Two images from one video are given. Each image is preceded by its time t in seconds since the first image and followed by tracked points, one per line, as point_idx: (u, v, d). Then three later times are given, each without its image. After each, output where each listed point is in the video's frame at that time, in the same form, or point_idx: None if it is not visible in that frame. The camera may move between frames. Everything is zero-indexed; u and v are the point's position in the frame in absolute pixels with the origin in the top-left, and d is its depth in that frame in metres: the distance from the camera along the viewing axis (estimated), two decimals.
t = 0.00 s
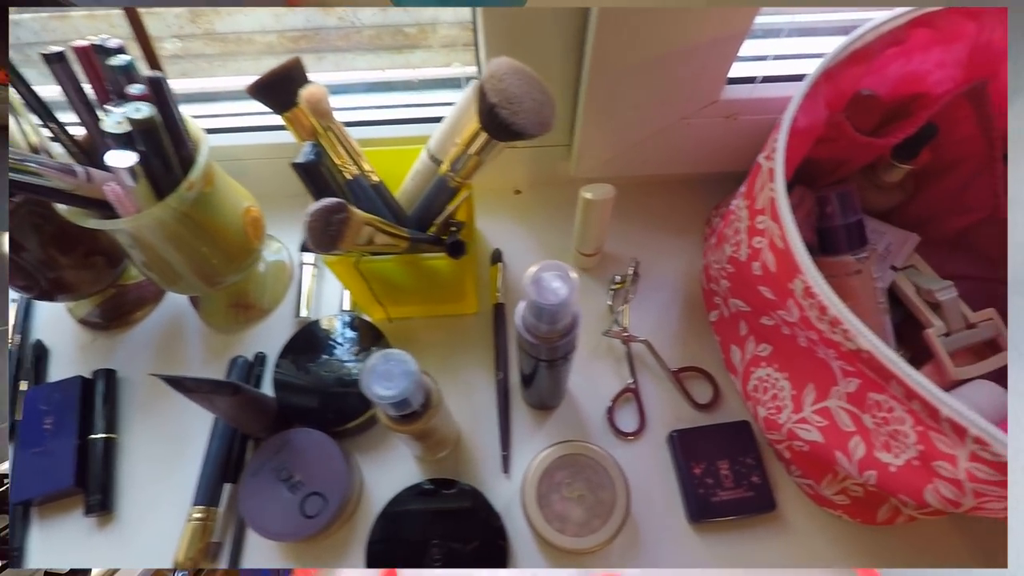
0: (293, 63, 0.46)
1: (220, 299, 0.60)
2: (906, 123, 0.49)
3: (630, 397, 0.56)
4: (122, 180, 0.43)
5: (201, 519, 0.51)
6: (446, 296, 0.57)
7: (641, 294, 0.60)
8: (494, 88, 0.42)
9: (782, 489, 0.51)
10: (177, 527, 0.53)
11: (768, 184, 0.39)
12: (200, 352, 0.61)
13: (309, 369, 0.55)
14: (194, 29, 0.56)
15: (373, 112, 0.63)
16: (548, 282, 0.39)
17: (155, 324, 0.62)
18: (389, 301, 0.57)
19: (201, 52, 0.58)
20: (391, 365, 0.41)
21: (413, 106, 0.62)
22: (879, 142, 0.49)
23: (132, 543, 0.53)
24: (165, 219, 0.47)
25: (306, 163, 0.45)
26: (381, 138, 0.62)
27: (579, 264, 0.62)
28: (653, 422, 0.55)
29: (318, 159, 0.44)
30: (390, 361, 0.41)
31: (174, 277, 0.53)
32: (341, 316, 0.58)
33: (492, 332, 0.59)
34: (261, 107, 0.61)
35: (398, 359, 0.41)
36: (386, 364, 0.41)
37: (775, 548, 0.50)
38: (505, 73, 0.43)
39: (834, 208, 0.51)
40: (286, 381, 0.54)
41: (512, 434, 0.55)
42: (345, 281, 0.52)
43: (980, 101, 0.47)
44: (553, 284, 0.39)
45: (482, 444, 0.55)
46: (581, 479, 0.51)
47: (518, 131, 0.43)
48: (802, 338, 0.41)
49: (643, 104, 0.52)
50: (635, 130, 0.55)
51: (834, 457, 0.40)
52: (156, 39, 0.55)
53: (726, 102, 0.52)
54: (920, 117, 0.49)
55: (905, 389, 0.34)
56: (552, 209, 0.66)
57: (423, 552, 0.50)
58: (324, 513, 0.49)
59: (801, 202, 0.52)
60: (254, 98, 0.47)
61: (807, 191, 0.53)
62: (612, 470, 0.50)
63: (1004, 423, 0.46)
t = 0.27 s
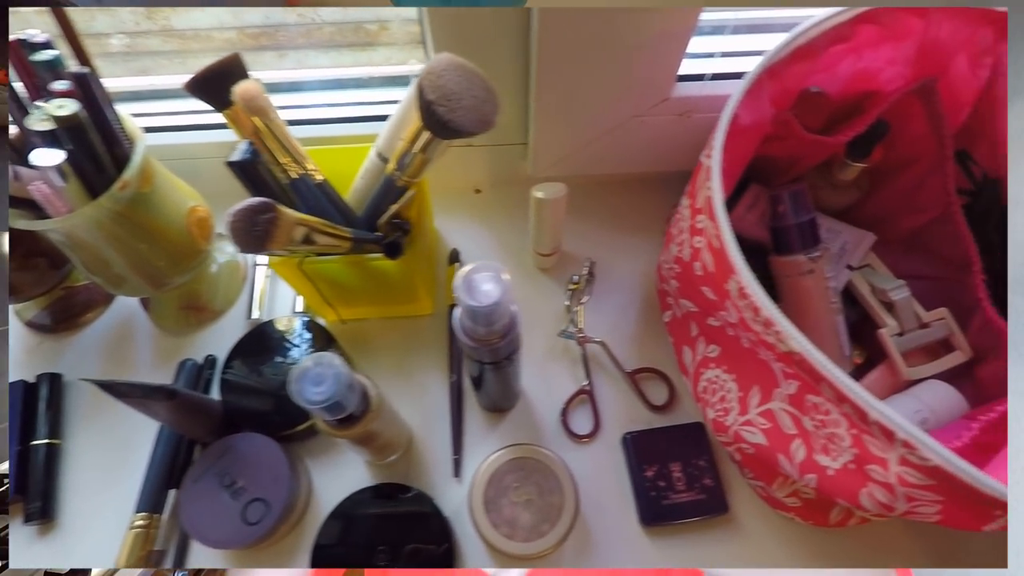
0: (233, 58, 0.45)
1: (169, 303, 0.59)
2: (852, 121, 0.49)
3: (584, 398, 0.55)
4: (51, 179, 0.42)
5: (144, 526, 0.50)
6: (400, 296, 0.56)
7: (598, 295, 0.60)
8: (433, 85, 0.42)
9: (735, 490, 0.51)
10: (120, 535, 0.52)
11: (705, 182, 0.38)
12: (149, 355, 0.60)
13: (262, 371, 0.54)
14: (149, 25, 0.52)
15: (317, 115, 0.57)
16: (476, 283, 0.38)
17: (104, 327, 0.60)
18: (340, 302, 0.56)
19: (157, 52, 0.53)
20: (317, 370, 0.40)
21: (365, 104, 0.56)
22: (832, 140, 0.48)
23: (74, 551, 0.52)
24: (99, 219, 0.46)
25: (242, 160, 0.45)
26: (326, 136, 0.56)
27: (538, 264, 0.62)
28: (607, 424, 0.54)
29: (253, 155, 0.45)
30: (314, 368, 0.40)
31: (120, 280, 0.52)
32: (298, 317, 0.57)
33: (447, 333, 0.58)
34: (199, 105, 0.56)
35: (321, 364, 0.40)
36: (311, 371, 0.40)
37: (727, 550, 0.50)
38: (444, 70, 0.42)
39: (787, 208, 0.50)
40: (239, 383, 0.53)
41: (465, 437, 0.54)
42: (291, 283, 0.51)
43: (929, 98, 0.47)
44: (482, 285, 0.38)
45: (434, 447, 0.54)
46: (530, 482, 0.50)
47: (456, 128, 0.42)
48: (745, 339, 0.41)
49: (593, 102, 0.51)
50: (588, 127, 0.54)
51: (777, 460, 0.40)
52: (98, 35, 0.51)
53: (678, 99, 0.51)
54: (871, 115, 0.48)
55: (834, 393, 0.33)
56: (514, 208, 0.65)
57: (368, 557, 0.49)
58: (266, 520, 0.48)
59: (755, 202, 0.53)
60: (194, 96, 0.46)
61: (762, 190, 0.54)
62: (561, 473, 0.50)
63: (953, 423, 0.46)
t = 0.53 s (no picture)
0: (164, 60, 0.44)
1: (116, 308, 0.57)
2: (795, 117, 0.48)
3: (537, 401, 0.55)
4: None
5: (82, 539, 0.48)
6: (350, 298, 0.55)
7: (553, 295, 0.59)
8: (363, 85, 0.41)
9: (686, 491, 0.50)
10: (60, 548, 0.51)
11: (634, 180, 0.37)
12: (95, 364, 0.58)
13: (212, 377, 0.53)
14: (98, 25, 0.48)
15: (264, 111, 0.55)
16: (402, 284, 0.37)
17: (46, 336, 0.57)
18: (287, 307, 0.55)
19: (113, 55, 0.49)
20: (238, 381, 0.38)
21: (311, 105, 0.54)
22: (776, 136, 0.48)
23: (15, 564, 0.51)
24: (27, 223, 0.45)
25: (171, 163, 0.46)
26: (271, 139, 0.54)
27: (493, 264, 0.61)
28: (559, 426, 0.54)
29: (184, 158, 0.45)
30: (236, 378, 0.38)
31: (59, 288, 0.51)
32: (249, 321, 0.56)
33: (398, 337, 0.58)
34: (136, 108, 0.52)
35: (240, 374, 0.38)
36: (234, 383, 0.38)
37: (678, 552, 0.49)
38: (376, 69, 0.41)
39: (734, 206, 0.49)
40: (188, 389, 0.52)
41: (416, 441, 0.53)
42: (234, 287, 0.50)
43: (871, 94, 0.46)
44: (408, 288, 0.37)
45: (384, 452, 0.53)
46: (477, 487, 0.49)
47: (388, 128, 0.41)
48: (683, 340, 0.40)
49: (539, 101, 0.51)
50: (536, 126, 0.53)
51: (715, 462, 0.39)
52: (37, 37, 0.47)
53: (623, 97, 0.51)
54: (813, 112, 0.47)
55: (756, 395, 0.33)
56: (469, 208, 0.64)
57: (314, 563, 0.49)
58: (206, 531, 0.47)
59: (703, 202, 0.53)
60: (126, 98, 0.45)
61: (712, 187, 0.54)
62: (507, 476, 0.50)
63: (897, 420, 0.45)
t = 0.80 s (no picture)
0: (94, 54, 0.42)
1: (60, 311, 0.54)
2: (744, 112, 0.48)
3: (490, 401, 0.54)
4: None
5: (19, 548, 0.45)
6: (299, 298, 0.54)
7: (508, 293, 0.58)
8: (295, 80, 0.39)
9: (638, 491, 0.50)
10: None
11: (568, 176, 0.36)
12: (38, 368, 0.53)
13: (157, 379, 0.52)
14: (44, 21, 0.45)
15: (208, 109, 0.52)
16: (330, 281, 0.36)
17: None
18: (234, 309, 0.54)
19: (48, 47, 0.45)
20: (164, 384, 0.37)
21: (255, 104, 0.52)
22: (724, 132, 0.47)
23: None
24: None
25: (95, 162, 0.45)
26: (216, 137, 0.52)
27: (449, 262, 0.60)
28: (512, 426, 0.53)
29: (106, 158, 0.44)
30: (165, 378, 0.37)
31: None
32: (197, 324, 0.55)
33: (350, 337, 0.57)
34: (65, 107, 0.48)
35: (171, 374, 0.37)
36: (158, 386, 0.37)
37: (630, 553, 0.49)
38: (309, 64, 0.40)
39: (684, 201, 0.49)
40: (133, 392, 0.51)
41: (366, 444, 0.53)
42: (175, 289, 0.49)
43: (819, 88, 0.46)
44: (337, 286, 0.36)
45: (333, 455, 0.52)
46: (425, 491, 0.48)
47: (322, 124, 0.40)
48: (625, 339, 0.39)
49: (487, 97, 0.50)
50: (486, 121, 0.53)
51: (656, 463, 0.38)
52: None
53: (572, 93, 0.50)
54: (761, 106, 0.47)
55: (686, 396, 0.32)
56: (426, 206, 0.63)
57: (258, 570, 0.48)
58: (144, 538, 0.45)
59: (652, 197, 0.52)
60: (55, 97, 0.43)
61: (666, 183, 0.53)
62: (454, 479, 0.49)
63: (846, 417, 0.45)
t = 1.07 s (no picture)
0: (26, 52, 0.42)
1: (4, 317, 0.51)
2: (698, 111, 0.47)
3: (446, 405, 0.53)
4: None
5: None
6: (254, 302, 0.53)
7: (468, 295, 0.57)
8: (231, 79, 0.38)
9: (595, 496, 0.49)
10: None
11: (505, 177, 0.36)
12: None
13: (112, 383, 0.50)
14: None
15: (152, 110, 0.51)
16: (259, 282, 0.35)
17: None
18: (187, 314, 0.53)
19: (1, 46, 0.42)
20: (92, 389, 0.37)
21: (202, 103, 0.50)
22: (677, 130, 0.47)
23: None
24: None
25: (30, 164, 0.43)
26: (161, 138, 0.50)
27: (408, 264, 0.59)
28: (468, 430, 0.52)
29: (41, 158, 0.43)
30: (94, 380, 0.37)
31: None
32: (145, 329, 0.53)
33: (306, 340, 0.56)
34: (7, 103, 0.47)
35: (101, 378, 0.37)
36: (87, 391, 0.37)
37: (586, 558, 0.48)
38: (246, 64, 0.39)
39: (638, 202, 0.48)
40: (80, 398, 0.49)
41: (320, 449, 0.52)
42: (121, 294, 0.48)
43: (772, 87, 0.45)
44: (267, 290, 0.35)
45: (287, 461, 0.52)
46: (375, 498, 0.48)
47: (260, 125, 0.39)
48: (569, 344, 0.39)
49: (440, 96, 0.50)
50: (442, 121, 0.52)
51: (600, 468, 0.38)
52: None
53: (525, 93, 0.49)
54: (714, 105, 0.46)
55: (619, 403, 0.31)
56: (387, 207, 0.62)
57: None
58: (84, 550, 0.45)
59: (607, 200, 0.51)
60: None
61: (623, 184, 0.52)
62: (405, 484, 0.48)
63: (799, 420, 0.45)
